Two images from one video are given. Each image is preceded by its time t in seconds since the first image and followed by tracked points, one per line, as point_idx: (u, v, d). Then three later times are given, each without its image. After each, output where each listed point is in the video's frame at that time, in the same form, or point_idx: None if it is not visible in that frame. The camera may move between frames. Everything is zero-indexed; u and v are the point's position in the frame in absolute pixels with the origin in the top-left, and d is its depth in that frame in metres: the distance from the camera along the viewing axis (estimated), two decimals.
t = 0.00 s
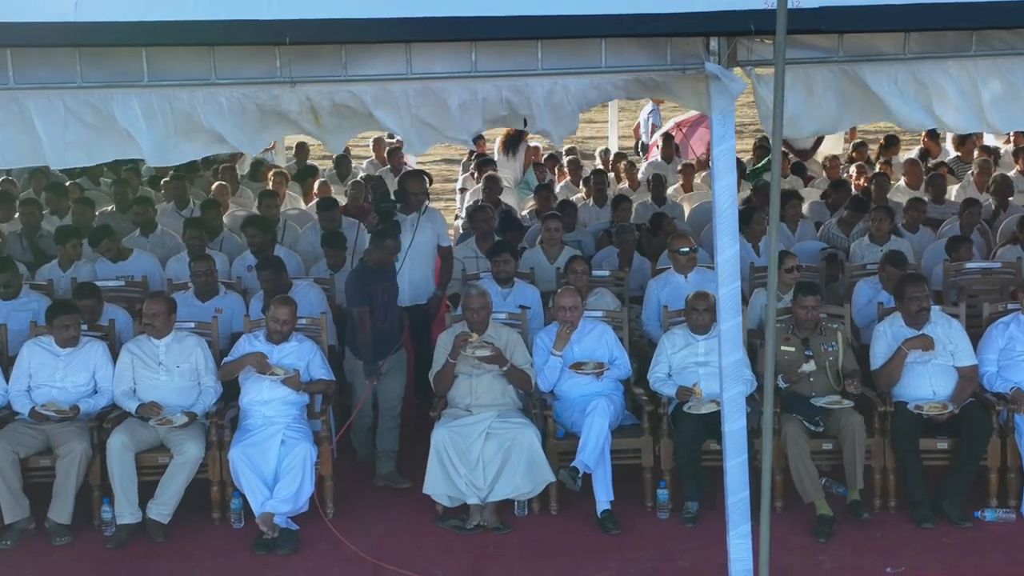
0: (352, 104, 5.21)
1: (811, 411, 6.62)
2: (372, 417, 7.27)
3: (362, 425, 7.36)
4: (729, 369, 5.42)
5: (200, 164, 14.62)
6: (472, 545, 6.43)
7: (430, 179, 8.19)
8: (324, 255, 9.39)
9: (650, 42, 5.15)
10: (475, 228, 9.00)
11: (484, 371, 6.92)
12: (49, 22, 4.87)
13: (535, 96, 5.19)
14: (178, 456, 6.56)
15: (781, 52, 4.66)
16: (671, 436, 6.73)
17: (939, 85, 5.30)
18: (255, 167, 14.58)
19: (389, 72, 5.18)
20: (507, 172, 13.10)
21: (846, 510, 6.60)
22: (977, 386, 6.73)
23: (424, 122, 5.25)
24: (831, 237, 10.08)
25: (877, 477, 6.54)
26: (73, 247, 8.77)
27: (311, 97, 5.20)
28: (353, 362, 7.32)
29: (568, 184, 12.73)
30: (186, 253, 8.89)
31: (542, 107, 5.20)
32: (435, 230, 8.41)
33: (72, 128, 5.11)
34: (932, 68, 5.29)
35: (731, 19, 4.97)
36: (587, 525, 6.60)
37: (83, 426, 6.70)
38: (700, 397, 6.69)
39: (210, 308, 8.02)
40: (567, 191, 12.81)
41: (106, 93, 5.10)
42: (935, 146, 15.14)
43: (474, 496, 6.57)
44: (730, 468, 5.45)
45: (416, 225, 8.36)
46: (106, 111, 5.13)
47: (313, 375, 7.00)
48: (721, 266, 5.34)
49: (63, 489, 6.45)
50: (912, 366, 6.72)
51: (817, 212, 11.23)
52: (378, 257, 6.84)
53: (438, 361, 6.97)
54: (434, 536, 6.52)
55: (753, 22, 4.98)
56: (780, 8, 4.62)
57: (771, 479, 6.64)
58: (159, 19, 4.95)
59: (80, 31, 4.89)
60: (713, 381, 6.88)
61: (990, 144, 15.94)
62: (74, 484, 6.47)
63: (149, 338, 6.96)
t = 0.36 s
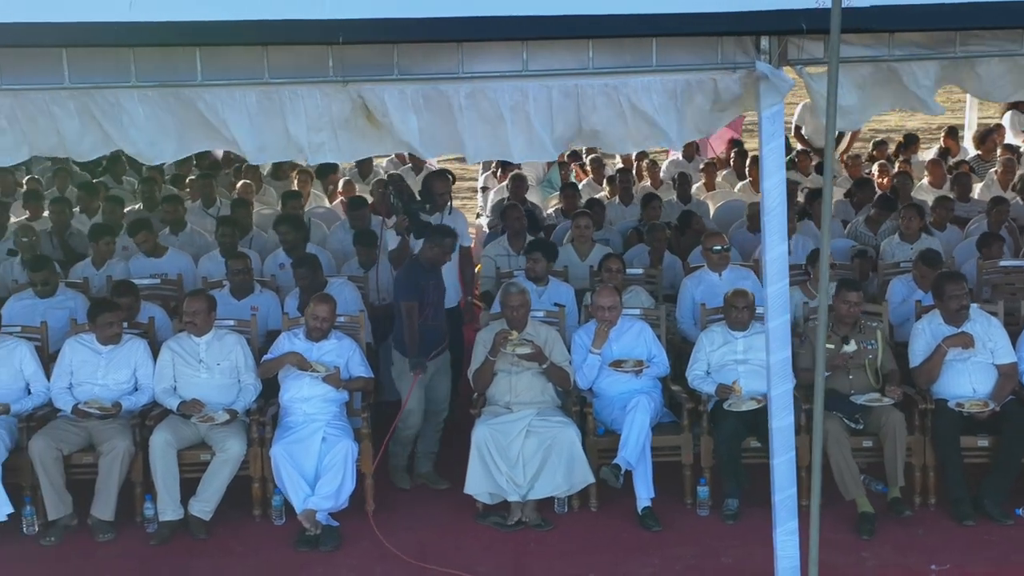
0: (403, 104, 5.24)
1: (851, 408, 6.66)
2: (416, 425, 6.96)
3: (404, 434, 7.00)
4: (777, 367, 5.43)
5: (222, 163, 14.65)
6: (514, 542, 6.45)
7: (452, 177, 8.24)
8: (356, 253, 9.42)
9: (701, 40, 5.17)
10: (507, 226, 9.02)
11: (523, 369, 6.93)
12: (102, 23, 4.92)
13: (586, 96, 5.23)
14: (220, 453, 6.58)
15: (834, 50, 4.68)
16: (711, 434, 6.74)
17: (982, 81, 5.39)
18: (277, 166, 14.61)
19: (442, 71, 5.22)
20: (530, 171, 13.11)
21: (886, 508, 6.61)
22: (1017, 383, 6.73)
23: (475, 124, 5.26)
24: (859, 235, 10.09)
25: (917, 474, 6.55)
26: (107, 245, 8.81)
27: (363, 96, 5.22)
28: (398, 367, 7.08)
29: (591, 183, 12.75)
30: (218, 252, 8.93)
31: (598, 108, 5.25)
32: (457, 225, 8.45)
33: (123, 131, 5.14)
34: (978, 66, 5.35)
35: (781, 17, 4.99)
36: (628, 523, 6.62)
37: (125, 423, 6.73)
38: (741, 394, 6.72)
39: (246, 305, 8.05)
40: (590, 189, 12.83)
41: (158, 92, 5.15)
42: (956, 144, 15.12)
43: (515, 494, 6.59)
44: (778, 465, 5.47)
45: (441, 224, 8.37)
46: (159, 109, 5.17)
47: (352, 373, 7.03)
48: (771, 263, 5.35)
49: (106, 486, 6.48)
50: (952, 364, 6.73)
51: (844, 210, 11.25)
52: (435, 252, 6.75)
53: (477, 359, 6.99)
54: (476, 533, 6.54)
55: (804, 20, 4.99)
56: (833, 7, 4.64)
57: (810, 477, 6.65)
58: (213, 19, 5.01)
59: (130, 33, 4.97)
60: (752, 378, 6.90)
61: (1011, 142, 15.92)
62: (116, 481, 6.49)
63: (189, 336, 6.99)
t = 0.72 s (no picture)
0: (452, 104, 5.24)
1: (893, 407, 6.70)
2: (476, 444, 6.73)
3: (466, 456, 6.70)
4: (827, 365, 5.42)
5: (245, 162, 14.67)
6: (558, 540, 6.46)
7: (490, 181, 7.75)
8: (387, 252, 9.43)
9: (753, 39, 5.18)
10: (539, 226, 9.02)
11: (564, 368, 6.94)
12: (157, 23, 4.95)
13: (638, 95, 5.20)
14: (264, 452, 6.60)
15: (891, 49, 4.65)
16: (753, 432, 6.75)
17: None
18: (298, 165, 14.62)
19: (497, 70, 5.22)
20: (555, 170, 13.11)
21: (929, 507, 6.61)
22: None
23: (526, 121, 5.27)
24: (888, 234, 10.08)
25: (960, 474, 6.55)
26: (142, 245, 8.83)
27: (414, 96, 5.21)
28: (450, 384, 6.72)
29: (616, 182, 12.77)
30: (252, 251, 8.95)
31: (645, 110, 5.22)
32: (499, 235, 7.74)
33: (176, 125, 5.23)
34: None
35: (835, 16, 4.97)
36: (671, 521, 6.63)
37: (169, 422, 6.75)
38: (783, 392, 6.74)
39: (282, 304, 8.07)
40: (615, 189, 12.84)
41: (210, 91, 5.16)
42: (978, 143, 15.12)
43: (557, 492, 6.59)
44: (829, 464, 5.46)
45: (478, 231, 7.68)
46: (211, 107, 5.19)
47: (393, 371, 7.04)
48: (823, 262, 5.33)
49: (151, 484, 6.50)
50: (994, 363, 6.73)
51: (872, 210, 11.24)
52: (484, 261, 6.38)
53: (518, 358, 6.99)
54: (519, 531, 6.56)
55: (858, 20, 4.96)
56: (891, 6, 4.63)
57: (853, 475, 6.66)
58: (265, 18, 5.01)
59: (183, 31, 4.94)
60: (794, 377, 6.91)
61: None
62: (161, 479, 6.52)
63: (231, 335, 7.01)
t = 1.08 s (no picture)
0: (505, 104, 5.23)
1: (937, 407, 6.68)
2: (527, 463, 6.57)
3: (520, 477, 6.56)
4: (879, 364, 5.40)
5: (269, 162, 14.71)
6: (603, 539, 6.46)
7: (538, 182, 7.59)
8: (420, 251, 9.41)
9: (807, 38, 5.18)
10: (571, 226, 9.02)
11: (606, 367, 6.93)
12: (214, 22, 4.98)
13: (691, 94, 5.19)
14: (308, 451, 6.61)
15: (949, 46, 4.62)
16: (796, 432, 6.74)
17: None
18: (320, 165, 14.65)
19: (550, 69, 5.21)
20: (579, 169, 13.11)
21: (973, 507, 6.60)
22: None
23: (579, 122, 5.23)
24: (917, 232, 10.12)
25: (1005, 474, 6.54)
26: (176, 244, 8.85)
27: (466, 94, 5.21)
28: (506, 399, 6.50)
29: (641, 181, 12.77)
30: (285, 250, 8.97)
31: (698, 110, 5.21)
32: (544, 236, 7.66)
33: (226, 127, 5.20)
34: None
35: (889, 14, 4.97)
36: (715, 521, 6.63)
37: (212, 422, 6.76)
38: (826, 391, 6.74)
39: (319, 304, 8.07)
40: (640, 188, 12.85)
41: (264, 91, 5.17)
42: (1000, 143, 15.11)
43: (600, 492, 6.59)
44: (880, 463, 5.45)
45: (523, 233, 7.59)
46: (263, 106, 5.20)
47: (434, 371, 7.06)
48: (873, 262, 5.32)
49: (196, 483, 6.51)
50: None
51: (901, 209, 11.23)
52: (534, 271, 6.30)
53: (558, 357, 6.98)
54: (563, 531, 6.56)
55: (915, 18, 4.95)
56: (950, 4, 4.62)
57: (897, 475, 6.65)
58: (318, 18, 5.03)
59: (237, 28, 4.97)
60: (836, 377, 6.90)
61: None
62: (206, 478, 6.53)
63: (273, 334, 7.03)
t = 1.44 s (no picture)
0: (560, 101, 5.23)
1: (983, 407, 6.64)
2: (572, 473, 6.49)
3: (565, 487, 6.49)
4: (932, 365, 5.38)
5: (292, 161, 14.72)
6: (647, 539, 6.44)
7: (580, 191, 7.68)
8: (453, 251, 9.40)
9: (864, 37, 5.16)
10: (605, 226, 8.99)
11: (648, 367, 6.92)
12: (271, 22, 4.99)
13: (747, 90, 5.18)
14: (351, 451, 6.60)
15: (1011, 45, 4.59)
16: (840, 432, 6.71)
17: None
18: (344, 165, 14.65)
19: (606, 68, 5.19)
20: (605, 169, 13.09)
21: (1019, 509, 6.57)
22: None
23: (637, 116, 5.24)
24: (950, 232, 10.08)
25: None
26: (211, 244, 8.86)
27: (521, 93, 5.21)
28: (560, 417, 6.31)
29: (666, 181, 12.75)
30: (319, 250, 8.98)
31: (756, 107, 5.19)
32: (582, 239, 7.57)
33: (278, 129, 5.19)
34: None
35: (947, 13, 4.95)
36: (759, 521, 6.61)
37: (255, 422, 6.76)
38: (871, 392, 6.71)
39: (356, 304, 8.06)
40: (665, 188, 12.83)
41: (318, 92, 5.19)
42: None
43: (643, 492, 6.57)
44: (932, 463, 5.44)
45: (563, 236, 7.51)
46: (317, 108, 5.20)
47: (476, 370, 7.04)
48: (927, 262, 5.31)
49: (239, 483, 6.51)
50: None
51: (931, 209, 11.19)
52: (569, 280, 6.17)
53: (601, 356, 6.97)
54: (607, 531, 6.55)
55: (973, 17, 4.93)
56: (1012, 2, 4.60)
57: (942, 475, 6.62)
58: (373, 18, 5.03)
59: (294, 27, 4.98)
60: (879, 377, 6.87)
61: None
62: (249, 479, 6.53)
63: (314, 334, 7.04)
